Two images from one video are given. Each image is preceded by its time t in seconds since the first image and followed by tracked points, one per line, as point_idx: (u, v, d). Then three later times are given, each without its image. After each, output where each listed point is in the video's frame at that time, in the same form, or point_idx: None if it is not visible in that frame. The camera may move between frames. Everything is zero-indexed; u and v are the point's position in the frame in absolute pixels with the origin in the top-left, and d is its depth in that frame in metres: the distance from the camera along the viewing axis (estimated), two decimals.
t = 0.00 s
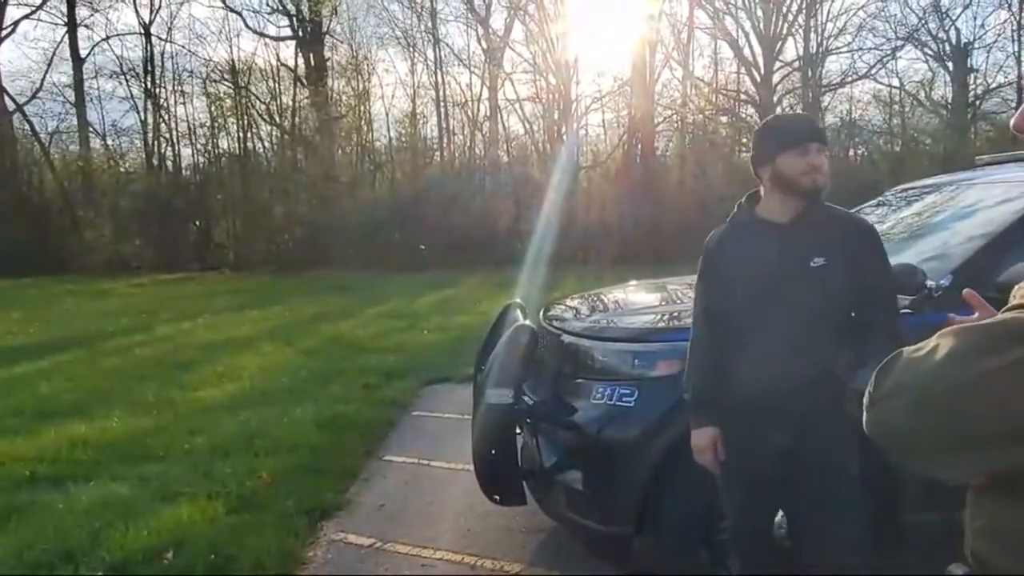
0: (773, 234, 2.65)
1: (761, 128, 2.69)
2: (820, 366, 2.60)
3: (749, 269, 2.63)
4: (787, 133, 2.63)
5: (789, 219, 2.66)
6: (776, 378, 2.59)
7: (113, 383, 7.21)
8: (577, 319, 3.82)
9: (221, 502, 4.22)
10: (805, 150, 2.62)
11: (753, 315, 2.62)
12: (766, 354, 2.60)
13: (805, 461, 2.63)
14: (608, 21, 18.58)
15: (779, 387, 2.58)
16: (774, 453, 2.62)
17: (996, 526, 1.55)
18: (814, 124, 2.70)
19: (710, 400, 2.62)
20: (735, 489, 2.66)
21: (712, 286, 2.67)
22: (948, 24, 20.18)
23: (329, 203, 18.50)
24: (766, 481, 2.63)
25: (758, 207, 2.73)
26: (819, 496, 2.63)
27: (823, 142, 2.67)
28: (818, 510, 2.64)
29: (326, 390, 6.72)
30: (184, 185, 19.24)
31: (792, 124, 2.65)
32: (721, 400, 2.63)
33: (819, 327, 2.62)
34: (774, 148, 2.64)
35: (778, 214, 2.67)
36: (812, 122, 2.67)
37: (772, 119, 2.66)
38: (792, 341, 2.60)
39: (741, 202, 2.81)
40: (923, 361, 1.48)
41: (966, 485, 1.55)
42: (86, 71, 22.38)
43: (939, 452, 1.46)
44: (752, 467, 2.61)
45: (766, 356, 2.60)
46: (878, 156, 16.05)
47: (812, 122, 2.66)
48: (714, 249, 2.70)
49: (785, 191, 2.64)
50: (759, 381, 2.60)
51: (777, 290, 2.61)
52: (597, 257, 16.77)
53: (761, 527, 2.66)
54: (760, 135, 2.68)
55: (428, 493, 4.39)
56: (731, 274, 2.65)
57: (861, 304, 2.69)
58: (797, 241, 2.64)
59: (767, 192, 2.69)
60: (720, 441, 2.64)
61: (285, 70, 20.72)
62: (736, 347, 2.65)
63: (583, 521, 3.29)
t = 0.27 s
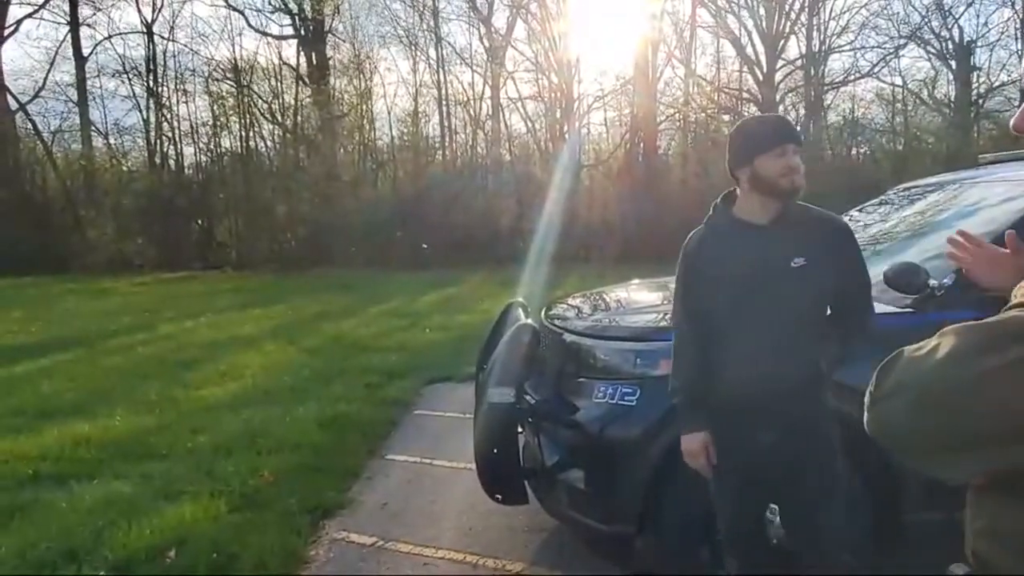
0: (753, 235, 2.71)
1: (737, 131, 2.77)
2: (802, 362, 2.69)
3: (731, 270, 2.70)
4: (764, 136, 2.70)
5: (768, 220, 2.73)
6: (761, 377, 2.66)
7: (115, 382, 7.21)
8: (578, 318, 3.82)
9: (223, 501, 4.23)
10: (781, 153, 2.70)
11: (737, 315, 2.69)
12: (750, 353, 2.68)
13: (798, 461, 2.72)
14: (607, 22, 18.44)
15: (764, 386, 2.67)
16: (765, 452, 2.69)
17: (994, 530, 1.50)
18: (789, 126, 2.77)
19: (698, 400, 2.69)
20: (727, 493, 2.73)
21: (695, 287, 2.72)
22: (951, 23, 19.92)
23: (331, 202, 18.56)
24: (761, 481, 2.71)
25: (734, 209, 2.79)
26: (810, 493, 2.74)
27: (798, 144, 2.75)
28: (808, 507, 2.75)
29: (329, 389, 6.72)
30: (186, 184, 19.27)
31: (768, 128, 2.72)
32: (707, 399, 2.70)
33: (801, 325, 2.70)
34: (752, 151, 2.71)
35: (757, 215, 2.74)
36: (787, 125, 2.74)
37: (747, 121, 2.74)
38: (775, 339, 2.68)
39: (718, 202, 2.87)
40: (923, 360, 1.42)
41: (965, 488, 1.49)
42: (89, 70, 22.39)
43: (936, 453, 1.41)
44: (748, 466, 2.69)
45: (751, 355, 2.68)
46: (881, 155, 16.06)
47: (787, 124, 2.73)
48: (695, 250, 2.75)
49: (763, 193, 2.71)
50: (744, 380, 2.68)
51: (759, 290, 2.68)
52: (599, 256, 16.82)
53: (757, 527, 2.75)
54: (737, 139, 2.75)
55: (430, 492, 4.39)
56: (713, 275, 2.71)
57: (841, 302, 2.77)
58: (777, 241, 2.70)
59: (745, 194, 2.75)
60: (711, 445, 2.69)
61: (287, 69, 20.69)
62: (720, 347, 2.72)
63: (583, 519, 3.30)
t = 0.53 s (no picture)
0: (731, 237, 2.70)
1: (710, 135, 2.78)
2: (789, 361, 2.66)
3: (709, 273, 2.68)
4: (736, 139, 2.70)
5: (746, 221, 2.72)
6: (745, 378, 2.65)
7: (115, 383, 7.20)
8: (579, 319, 3.82)
9: (224, 501, 4.22)
10: (755, 155, 2.69)
11: (719, 318, 2.68)
12: (734, 356, 2.66)
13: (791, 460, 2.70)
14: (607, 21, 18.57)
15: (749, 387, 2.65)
16: (758, 452, 2.68)
17: (997, 524, 1.63)
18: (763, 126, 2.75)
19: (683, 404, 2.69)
20: (723, 492, 2.73)
21: (674, 293, 2.72)
22: (951, 23, 19.81)
23: (329, 203, 18.61)
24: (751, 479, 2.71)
25: (713, 212, 2.78)
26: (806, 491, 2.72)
27: (772, 144, 2.73)
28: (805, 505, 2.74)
29: (329, 390, 6.71)
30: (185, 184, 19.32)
31: (740, 130, 2.72)
32: (691, 403, 2.70)
33: (785, 324, 2.66)
34: (725, 155, 2.71)
35: (735, 218, 2.73)
36: (760, 126, 2.73)
37: (718, 126, 2.75)
38: (760, 341, 2.65)
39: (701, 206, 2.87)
40: (932, 361, 1.56)
41: (971, 486, 1.62)
42: (89, 70, 22.39)
43: (943, 450, 1.53)
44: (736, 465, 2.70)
45: (734, 358, 2.66)
46: (882, 156, 16.06)
47: (759, 126, 2.73)
48: (674, 256, 2.75)
49: (739, 194, 2.70)
50: (729, 383, 2.67)
51: (740, 291, 2.66)
52: (599, 256, 16.80)
53: (751, 524, 2.76)
54: (710, 144, 2.75)
55: (431, 493, 4.38)
56: (693, 279, 2.70)
57: (831, 300, 2.73)
58: (756, 242, 2.68)
59: (722, 197, 2.75)
60: (687, 448, 2.72)
61: (287, 69, 20.67)
62: (704, 350, 2.71)
63: (586, 520, 3.29)
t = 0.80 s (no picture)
0: (732, 237, 2.70)
1: (712, 135, 2.78)
2: (789, 361, 2.65)
3: (708, 274, 2.69)
4: (738, 138, 2.69)
5: (747, 221, 2.71)
6: (743, 378, 2.64)
7: (116, 382, 7.20)
8: (581, 317, 3.82)
9: (224, 500, 4.22)
10: (756, 155, 2.68)
11: (718, 319, 2.68)
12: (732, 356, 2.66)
13: (789, 459, 2.68)
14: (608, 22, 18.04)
15: (748, 386, 2.64)
16: (756, 453, 2.66)
17: (999, 524, 1.66)
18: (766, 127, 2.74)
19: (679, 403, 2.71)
20: (718, 492, 2.73)
21: (672, 294, 2.74)
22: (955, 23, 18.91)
23: (331, 201, 18.57)
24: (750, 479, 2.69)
25: (716, 212, 2.78)
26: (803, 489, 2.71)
27: (774, 144, 2.72)
28: (802, 504, 2.73)
29: (330, 389, 6.70)
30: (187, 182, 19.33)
31: (740, 130, 2.71)
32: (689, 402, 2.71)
33: (785, 325, 2.65)
34: (726, 155, 2.71)
35: (737, 218, 2.73)
36: (762, 125, 2.72)
37: (719, 126, 2.75)
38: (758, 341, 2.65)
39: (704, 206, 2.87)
40: (940, 357, 1.59)
41: (974, 484, 1.65)
42: (91, 68, 22.40)
43: (946, 446, 1.56)
44: (735, 465, 2.68)
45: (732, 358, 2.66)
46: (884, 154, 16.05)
47: (762, 125, 2.71)
48: (675, 256, 2.76)
49: (740, 194, 2.69)
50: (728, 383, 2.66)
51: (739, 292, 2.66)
52: (599, 255, 16.85)
53: (747, 523, 2.75)
54: (712, 144, 2.76)
55: (431, 492, 4.38)
56: (691, 279, 2.71)
57: (832, 301, 2.72)
58: (757, 242, 2.67)
59: (724, 197, 2.74)
60: (677, 451, 2.77)
61: (288, 67, 20.68)
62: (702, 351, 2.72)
63: (589, 520, 3.28)
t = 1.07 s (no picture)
0: (746, 233, 2.67)
1: (734, 123, 2.72)
2: (796, 362, 2.65)
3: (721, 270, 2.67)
4: (762, 128, 2.63)
5: (764, 217, 2.68)
6: (750, 378, 2.64)
7: (116, 383, 7.20)
8: (581, 319, 3.81)
9: (224, 501, 4.22)
10: (778, 146, 2.62)
11: (728, 316, 2.67)
12: (739, 355, 2.66)
13: (791, 462, 2.67)
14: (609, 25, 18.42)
15: (754, 387, 2.64)
16: (760, 455, 2.67)
17: (999, 524, 1.65)
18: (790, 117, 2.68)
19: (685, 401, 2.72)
20: (718, 492, 2.72)
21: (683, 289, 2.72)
22: (954, 23, 19.03)
23: (331, 202, 18.56)
24: (751, 481, 2.69)
25: (732, 206, 2.75)
26: (805, 492, 2.70)
27: (798, 136, 2.66)
28: (803, 508, 2.72)
29: (329, 390, 6.70)
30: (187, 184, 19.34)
31: (763, 119, 2.64)
32: (695, 401, 2.71)
33: (794, 325, 2.65)
34: (747, 145, 2.65)
35: (753, 212, 2.69)
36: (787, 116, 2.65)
37: (743, 115, 2.68)
38: (767, 341, 2.65)
39: (720, 198, 2.83)
40: (940, 355, 1.58)
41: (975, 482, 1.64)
42: (91, 70, 22.41)
43: (946, 445, 1.55)
44: (737, 466, 2.68)
45: (740, 357, 2.66)
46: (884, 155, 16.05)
47: (787, 114, 2.65)
48: (688, 250, 2.74)
49: (758, 188, 2.65)
50: (734, 383, 2.66)
51: (750, 290, 2.65)
52: (600, 256, 16.84)
53: (746, 526, 2.74)
54: (734, 133, 2.70)
55: (431, 494, 4.37)
56: (703, 276, 2.70)
57: (843, 303, 2.71)
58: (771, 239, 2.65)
59: (743, 189, 2.70)
60: (684, 445, 2.78)
61: (288, 69, 20.69)
62: (711, 347, 2.71)
63: (588, 522, 3.27)
